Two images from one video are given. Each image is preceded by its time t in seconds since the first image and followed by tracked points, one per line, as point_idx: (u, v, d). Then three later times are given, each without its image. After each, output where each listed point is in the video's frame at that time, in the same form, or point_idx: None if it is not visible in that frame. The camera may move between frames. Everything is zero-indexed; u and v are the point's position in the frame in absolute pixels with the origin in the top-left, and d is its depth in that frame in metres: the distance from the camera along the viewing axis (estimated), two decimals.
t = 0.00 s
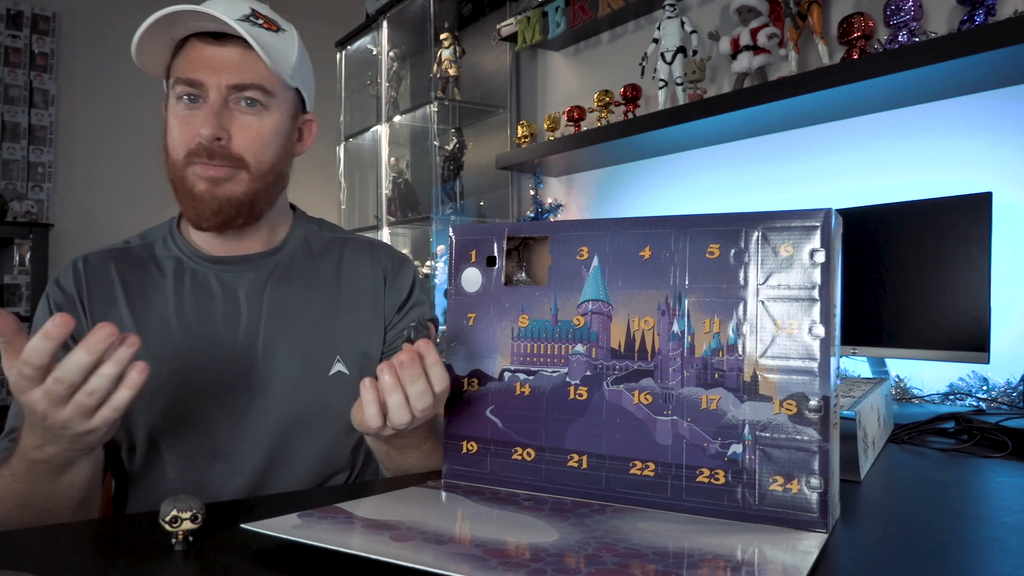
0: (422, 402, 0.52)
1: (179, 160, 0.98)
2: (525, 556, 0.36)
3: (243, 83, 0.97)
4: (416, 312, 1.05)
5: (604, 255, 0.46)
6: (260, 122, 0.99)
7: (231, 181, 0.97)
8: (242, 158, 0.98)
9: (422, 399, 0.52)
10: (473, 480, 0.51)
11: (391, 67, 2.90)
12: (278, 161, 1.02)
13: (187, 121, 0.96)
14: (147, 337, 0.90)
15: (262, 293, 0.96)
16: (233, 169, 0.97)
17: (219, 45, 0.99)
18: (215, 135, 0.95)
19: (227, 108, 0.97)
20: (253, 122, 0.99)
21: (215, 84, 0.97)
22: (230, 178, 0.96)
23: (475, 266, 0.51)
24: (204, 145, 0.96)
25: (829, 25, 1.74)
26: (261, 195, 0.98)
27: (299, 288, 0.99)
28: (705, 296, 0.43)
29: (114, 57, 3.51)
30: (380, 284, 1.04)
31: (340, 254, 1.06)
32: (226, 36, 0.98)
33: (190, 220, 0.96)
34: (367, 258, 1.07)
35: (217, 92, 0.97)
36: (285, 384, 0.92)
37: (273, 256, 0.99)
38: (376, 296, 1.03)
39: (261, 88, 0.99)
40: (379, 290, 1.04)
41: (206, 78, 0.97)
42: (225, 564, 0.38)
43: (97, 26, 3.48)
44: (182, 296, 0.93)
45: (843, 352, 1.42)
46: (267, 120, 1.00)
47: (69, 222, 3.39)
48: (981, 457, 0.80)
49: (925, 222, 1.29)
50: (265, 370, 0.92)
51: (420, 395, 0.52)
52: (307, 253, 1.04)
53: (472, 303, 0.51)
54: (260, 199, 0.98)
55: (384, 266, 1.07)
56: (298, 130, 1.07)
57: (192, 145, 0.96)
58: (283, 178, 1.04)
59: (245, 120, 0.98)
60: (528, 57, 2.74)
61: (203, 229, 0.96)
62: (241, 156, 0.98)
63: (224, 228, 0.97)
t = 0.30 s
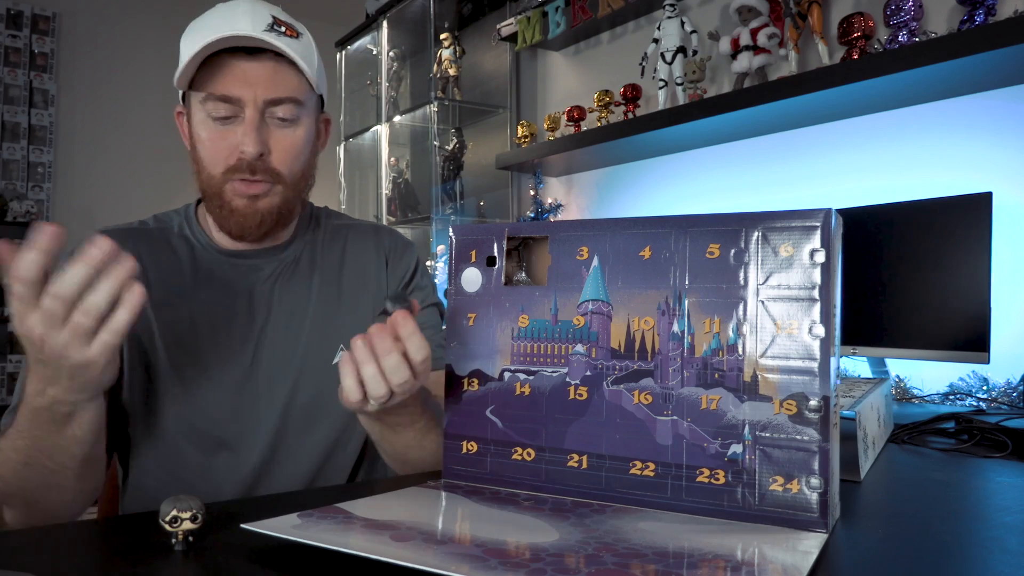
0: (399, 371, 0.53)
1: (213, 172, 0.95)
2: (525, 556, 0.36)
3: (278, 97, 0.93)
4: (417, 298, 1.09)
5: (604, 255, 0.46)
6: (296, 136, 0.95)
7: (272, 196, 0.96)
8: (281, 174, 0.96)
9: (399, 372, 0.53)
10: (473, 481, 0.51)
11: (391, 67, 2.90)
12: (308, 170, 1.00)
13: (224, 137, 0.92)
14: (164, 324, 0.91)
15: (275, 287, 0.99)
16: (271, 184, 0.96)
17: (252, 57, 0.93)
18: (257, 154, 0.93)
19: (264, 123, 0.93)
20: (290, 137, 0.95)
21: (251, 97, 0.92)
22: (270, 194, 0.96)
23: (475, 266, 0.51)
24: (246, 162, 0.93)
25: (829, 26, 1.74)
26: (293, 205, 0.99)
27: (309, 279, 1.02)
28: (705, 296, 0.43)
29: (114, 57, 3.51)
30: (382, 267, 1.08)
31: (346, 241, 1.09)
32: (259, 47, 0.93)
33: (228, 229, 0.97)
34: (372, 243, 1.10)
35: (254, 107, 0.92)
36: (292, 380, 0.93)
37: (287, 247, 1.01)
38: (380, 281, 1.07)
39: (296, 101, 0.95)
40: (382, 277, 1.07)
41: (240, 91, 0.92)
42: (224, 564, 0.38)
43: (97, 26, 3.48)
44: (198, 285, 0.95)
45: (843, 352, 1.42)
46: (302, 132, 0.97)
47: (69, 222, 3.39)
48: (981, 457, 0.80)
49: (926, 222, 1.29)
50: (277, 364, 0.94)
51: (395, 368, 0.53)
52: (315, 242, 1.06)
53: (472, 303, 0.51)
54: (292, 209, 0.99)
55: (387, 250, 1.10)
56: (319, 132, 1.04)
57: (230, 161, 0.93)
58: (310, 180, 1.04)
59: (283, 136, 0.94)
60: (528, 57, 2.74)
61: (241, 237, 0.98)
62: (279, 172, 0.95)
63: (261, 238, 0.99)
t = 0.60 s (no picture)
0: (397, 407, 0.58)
1: (224, 167, 0.96)
2: (525, 556, 0.36)
3: (288, 91, 0.96)
4: (418, 307, 1.09)
5: (604, 255, 0.46)
6: (304, 129, 0.99)
7: (281, 191, 0.98)
8: (290, 166, 0.98)
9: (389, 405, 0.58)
10: (473, 480, 0.51)
11: (391, 67, 2.90)
12: (311, 164, 1.03)
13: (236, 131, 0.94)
14: (163, 333, 0.92)
15: (274, 293, 0.98)
16: (280, 178, 0.98)
17: (261, 50, 0.96)
18: (271, 147, 0.95)
19: (275, 116, 0.96)
20: (299, 131, 0.98)
21: (262, 91, 0.95)
22: (279, 189, 0.98)
23: (475, 266, 0.51)
24: (259, 154, 0.95)
25: (829, 26, 1.74)
26: (299, 197, 1.02)
27: (308, 286, 1.02)
28: (705, 296, 0.43)
29: (114, 57, 3.51)
30: (383, 278, 1.08)
31: (346, 250, 1.09)
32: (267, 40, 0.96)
33: (234, 228, 0.97)
34: (372, 252, 1.10)
35: (265, 101, 0.95)
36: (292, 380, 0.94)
37: (285, 254, 1.02)
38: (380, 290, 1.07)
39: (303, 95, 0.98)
40: (382, 286, 1.08)
41: (250, 84, 0.94)
42: (222, 564, 0.38)
43: (97, 26, 3.48)
44: (195, 293, 0.95)
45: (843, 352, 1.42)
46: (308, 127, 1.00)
47: (69, 222, 3.39)
48: (981, 457, 0.80)
49: (926, 222, 1.29)
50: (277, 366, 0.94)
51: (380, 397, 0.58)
52: (313, 250, 1.06)
53: (472, 303, 0.51)
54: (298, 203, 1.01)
55: (388, 260, 1.11)
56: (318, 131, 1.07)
57: (243, 154, 0.95)
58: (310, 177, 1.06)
59: (292, 129, 0.97)
60: (528, 57, 2.74)
61: (249, 235, 0.99)
62: (289, 165, 0.98)
63: (270, 233, 1.00)
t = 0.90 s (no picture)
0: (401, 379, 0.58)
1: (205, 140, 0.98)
2: (525, 556, 0.36)
3: (269, 65, 1.00)
4: (427, 318, 1.08)
5: (604, 255, 0.46)
6: (286, 105, 1.01)
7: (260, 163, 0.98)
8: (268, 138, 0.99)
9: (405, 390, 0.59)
10: (473, 480, 0.51)
11: (391, 67, 2.90)
12: (301, 150, 1.04)
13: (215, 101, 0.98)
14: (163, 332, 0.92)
15: (278, 297, 0.98)
16: (258, 150, 0.98)
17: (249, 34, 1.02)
18: (245, 114, 0.97)
19: (253, 88, 1.00)
20: (279, 104, 1.00)
21: (242, 65, 1.00)
22: (257, 159, 0.98)
23: (475, 266, 0.51)
24: (234, 122, 0.97)
25: (829, 25, 1.74)
26: (285, 179, 1.01)
27: (315, 291, 1.00)
28: (705, 296, 0.43)
29: (114, 57, 3.51)
30: (391, 289, 1.07)
31: (354, 257, 1.08)
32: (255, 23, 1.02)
33: (214, 203, 0.98)
34: (381, 262, 1.09)
35: (245, 73, 0.99)
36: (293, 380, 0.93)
37: (289, 256, 1.01)
38: (388, 301, 1.06)
39: (287, 72, 1.02)
40: (390, 296, 1.06)
41: (232, 59, 1.00)
42: (221, 564, 0.38)
43: (97, 26, 3.48)
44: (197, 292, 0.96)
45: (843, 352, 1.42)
46: (291, 105, 1.02)
47: (69, 222, 3.39)
48: (981, 457, 0.80)
49: (925, 221, 1.29)
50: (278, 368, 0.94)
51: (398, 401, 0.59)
52: (320, 254, 1.05)
53: (472, 303, 0.51)
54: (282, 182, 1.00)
55: (396, 269, 1.10)
56: (315, 124, 1.08)
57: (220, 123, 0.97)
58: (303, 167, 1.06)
59: (272, 103, 1.00)
60: (528, 57, 2.74)
61: (230, 213, 0.98)
62: (269, 137, 0.99)
63: (248, 209, 0.98)
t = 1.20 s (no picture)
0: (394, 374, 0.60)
1: (245, 162, 0.97)
2: (525, 556, 0.36)
3: (314, 93, 0.97)
4: (434, 322, 1.09)
5: (603, 255, 0.46)
6: (328, 133, 1.00)
7: (297, 191, 0.99)
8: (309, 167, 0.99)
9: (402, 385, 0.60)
10: (473, 480, 0.51)
11: (391, 67, 2.91)
12: (331, 168, 1.04)
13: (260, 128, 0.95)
14: (174, 331, 0.92)
15: (289, 298, 0.99)
16: (298, 178, 0.99)
17: (292, 50, 0.98)
18: (292, 145, 0.96)
19: (298, 116, 0.97)
20: (322, 133, 0.99)
21: (289, 90, 0.96)
22: (296, 190, 0.99)
23: (475, 266, 0.51)
24: (280, 152, 0.96)
25: (829, 25, 1.74)
26: (316, 200, 1.02)
27: (326, 293, 1.02)
28: (705, 296, 0.43)
29: (114, 57, 3.51)
30: (400, 294, 1.07)
31: (363, 262, 1.08)
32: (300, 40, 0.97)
33: (248, 224, 0.98)
34: (388, 266, 1.10)
35: (291, 100, 0.96)
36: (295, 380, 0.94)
37: (301, 259, 1.02)
38: (395, 304, 1.06)
39: (330, 98, 0.99)
40: (398, 300, 1.07)
41: (277, 82, 0.95)
42: (222, 564, 0.38)
43: (97, 25, 3.48)
44: (208, 292, 0.95)
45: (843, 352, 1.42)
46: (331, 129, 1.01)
47: (69, 222, 3.39)
48: (981, 457, 0.80)
49: (925, 221, 1.29)
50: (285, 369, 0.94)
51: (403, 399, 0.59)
52: (331, 257, 1.06)
53: (471, 303, 0.51)
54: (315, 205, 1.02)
55: (404, 274, 1.10)
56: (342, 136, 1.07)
57: (263, 150, 0.96)
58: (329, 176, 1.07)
59: (315, 130, 0.98)
60: (528, 57, 2.74)
61: (262, 232, 1.00)
62: (308, 165, 0.99)
63: (282, 232, 1.01)
